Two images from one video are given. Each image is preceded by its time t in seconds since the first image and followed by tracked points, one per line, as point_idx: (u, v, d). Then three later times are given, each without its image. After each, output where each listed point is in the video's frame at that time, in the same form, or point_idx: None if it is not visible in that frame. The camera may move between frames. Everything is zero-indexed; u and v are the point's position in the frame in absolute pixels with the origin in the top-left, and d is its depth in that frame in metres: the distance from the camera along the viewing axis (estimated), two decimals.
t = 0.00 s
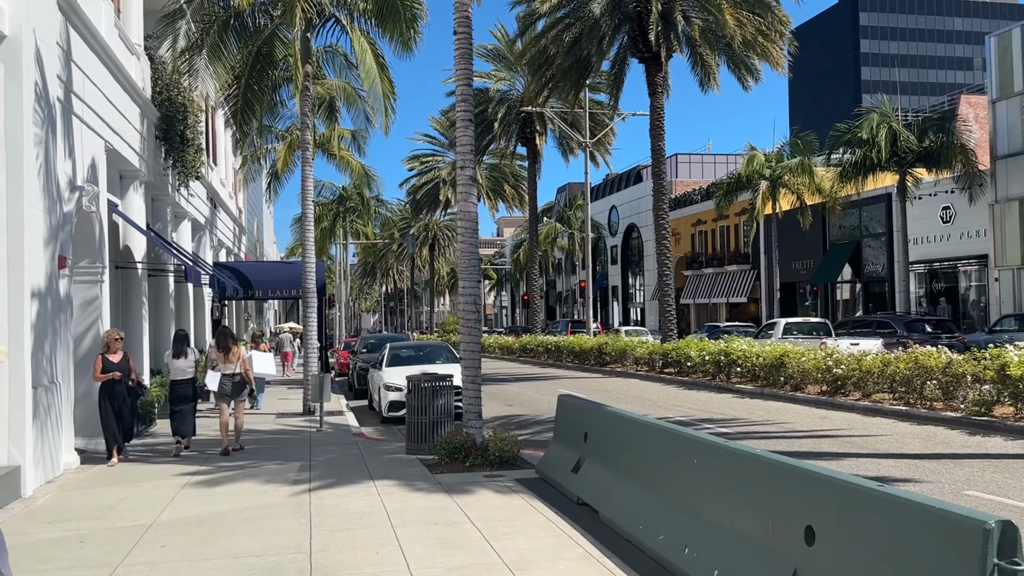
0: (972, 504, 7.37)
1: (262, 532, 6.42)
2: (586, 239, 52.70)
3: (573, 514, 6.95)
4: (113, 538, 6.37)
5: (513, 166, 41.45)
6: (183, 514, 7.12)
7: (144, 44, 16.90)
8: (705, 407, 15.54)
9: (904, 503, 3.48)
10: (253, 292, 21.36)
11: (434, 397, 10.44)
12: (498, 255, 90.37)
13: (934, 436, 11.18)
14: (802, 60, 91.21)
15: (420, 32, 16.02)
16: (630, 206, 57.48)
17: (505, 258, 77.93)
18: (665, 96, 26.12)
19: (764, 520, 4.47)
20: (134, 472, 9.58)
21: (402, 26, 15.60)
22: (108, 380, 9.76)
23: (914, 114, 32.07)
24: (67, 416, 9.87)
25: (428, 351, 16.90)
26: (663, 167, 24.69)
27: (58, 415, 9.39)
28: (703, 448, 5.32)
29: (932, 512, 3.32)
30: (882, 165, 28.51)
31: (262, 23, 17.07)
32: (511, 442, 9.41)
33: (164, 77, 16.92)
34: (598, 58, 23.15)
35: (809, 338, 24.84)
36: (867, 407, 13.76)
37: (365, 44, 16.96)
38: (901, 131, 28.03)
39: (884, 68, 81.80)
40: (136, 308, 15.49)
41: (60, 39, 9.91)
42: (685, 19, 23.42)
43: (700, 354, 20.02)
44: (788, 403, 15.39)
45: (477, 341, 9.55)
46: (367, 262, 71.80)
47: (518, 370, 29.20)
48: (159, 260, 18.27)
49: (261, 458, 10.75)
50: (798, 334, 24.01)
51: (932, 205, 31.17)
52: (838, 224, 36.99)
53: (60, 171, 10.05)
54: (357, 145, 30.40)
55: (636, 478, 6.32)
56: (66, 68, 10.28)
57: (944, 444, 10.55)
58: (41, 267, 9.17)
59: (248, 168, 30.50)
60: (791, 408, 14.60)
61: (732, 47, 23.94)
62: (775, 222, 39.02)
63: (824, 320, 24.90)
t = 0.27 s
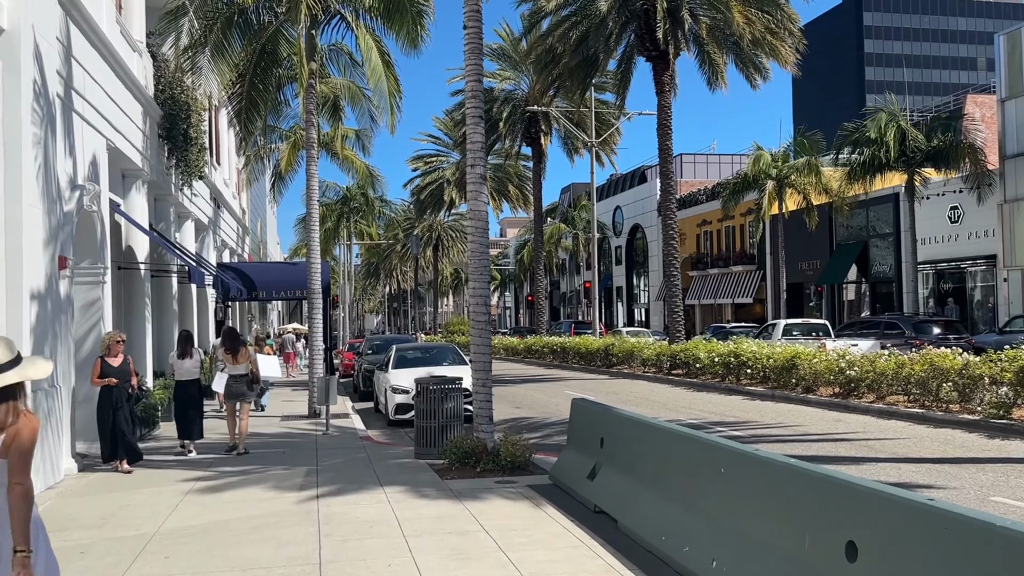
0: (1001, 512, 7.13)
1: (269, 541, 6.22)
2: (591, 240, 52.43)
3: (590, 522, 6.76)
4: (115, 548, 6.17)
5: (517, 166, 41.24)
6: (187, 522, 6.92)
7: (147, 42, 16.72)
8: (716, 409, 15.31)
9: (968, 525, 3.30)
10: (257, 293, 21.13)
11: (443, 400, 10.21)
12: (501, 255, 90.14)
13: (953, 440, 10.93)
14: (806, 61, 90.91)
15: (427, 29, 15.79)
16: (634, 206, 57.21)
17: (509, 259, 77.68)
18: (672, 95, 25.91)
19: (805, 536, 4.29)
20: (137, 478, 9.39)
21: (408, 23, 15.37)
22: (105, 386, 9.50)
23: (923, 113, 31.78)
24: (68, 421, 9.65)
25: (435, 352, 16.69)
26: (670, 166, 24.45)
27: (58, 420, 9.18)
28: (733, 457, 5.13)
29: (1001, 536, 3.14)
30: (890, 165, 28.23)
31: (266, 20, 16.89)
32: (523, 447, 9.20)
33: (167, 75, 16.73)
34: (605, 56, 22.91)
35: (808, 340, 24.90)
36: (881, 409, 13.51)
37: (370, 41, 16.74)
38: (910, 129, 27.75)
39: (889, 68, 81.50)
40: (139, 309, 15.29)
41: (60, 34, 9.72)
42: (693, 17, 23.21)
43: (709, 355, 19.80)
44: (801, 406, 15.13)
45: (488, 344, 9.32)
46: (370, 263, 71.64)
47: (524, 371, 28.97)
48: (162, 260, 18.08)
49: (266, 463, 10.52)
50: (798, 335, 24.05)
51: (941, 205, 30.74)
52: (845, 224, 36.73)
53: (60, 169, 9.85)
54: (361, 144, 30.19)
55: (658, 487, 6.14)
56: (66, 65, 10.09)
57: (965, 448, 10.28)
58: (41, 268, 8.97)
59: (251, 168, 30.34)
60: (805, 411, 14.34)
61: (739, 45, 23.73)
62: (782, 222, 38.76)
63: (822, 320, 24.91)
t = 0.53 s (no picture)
0: None
1: (271, 549, 5.96)
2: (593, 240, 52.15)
3: (604, 529, 6.52)
4: (109, 555, 5.92)
5: (520, 166, 41.00)
6: (185, 529, 6.66)
7: (146, 38, 16.48)
8: (725, 411, 15.04)
9: None
10: (258, 293, 20.90)
11: (448, 401, 9.93)
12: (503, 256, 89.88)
13: (972, 442, 10.66)
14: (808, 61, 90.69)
15: (431, 25, 15.55)
16: (637, 206, 56.94)
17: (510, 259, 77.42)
18: (676, 93, 25.68)
19: (844, 548, 4.06)
20: (134, 481, 9.14)
21: (411, 18, 15.11)
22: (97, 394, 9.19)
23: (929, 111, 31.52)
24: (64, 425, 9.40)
25: (439, 352, 16.43)
26: (675, 164, 24.20)
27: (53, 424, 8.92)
28: (759, 464, 4.89)
29: None
30: (897, 163, 27.94)
31: (267, 16, 16.66)
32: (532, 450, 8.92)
33: (166, 71, 16.49)
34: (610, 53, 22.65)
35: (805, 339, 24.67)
36: (895, 411, 13.23)
37: (373, 37, 16.50)
38: (917, 127, 27.48)
39: (891, 68, 81.27)
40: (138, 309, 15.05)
41: (56, 26, 9.47)
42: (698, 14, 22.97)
43: (716, 356, 19.55)
44: (812, 407, 14.86)
45: (495, 342, 9.03)
46: (371, 264, 71.41)
47: (527, 372, 28.70)
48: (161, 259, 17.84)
49: (267, 466, 10.24)
50: (796, 334, 23.83)
51: (948, 203, 30.51)
52: (850, 223, 36.47)
53: (57, 165, 9.61)
54: (363, 143, 29.93)
55: (676, 492, 5.89)
56: (63, 58, 9.84)
57: (985, 450, 10.00)
58: (36, 266, 8.73)
59: (252, 167, 30.12)
60: (816, 412, 14.07)
61: (746, 42, 23.50)
62: (786, 221, 38.49)
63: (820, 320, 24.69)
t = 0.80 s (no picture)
0: None
1: (271, 566, 5.68)
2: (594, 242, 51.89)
3: (621, 545, 6.22)
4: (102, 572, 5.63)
5: (521, 167, 40.75)
6: (182, 543, 6.38)
7: (144, 37, 16.24)
8: (733, 416, 14.76)
9: None
10: (258, 296, 20.63)
11: (453, 408, 9.63)
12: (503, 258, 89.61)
13: (992, 449, 10.38)
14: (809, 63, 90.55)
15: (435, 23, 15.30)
16: (638, 208, 56.69)
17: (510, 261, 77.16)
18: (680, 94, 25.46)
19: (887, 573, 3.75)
20: (130, 491, 8.86)
21: (414, 16, 14.87)
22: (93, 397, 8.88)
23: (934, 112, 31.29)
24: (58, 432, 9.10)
25: (441, 356, 16.14)
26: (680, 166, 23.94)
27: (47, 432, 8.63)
28: (792, 480, 4.58)
29: None
30: (903, 164, 27.68)
31: (268, 14, 16.43)
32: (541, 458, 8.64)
33: (164, 71, 16.24)
34: (614, 53, 22.42)
35: (801, 342, 24.41)
36: (909, 416, 12.95)
37: (375, 36, 16.26)
38: (923, 128, 27.23)
39: (892, 70, 81.11)
40: (135, 312, 14.77)
41: (51, 22, 9.21)
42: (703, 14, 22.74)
43: (722, 359, 19.27)
44: (822, 412, 14.58)
45: (503, 347, 8.75)
46: (371, 266, 71.15)
47: (529, 375, 28.40)
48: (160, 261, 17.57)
49: (268, 474, 9.96)
50: (793, 337, 23.59)
51: (955, 205, 30.29)
52: (854, 225, 36.24)
53: (52, 165, 9.34)
54: (363, 144, 29.66)
55: (699, 507, 5.58)
56: (59, 55, 9.59)
57: (1006, 458, 9.73)
58: (29, 268, 8.45)
59: (252, 169, 29.88)
60: (827, 418, 13.79)
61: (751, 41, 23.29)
62: (789, 223, 38.24)
63: (816, 323, 24.43)
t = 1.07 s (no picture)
0: None
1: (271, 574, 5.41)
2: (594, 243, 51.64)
3: (638, 552, 5.96)
4: None
5: (521, 167, 40.48)
6: (178, 549, 6.12)
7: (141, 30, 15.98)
8: (741, 417, 14.52)
9: None
10: (256, 295, 20.37)
11: (458, 408, 9.37)
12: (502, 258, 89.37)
13: (1008, 451, 10.14)
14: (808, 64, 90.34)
15: (437, 16, 15.03)
16: (638, 208, 56.45)
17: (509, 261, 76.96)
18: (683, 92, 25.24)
19: None
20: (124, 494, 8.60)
21: (416, 10, 14.60)
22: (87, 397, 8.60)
23: (938, 111, 31.07)
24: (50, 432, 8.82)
25: (444, 356, 15.88)
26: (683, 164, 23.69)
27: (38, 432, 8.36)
28: (825, 483, 4.32)
29: None
30: (907, 164, 27.43)
31: (267, 8, 16.18)
32: (550, 461, 8.38)
33: (161, 66, 15.99)
34: (616, 50, 22.18)
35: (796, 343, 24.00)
36: (921, 417, 12.69)
37: (376, 30, 15.99)
38: (928, 127, 27.00)
39: (891, 71, 80.97)
40: (131, 310, 14.51)
41: (44, 11, 8.94)
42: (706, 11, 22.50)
43: (727, 359, 19.04)
44: (831, 413, 14.34)
45: (511, 346, 8.50)
46: (369, 266, 70.88)
47: (530, 376, 28.14)
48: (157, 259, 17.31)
49: (268, 477, 9.69)
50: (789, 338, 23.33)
51: (957, 205, 30.00)
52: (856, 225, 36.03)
53: (44, 158, 9.07)
54: (363, 143, 29.40)
55: (720, 513, 5.32)
56: (52, 44, 9.32)
57: None
58: (21, 263, 8.19)
59: (250, 167, 29.62)
60: (837, 419, 13.54)
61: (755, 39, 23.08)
62: (791, 223, 38.01)
63: (813, 324, 24.00)
